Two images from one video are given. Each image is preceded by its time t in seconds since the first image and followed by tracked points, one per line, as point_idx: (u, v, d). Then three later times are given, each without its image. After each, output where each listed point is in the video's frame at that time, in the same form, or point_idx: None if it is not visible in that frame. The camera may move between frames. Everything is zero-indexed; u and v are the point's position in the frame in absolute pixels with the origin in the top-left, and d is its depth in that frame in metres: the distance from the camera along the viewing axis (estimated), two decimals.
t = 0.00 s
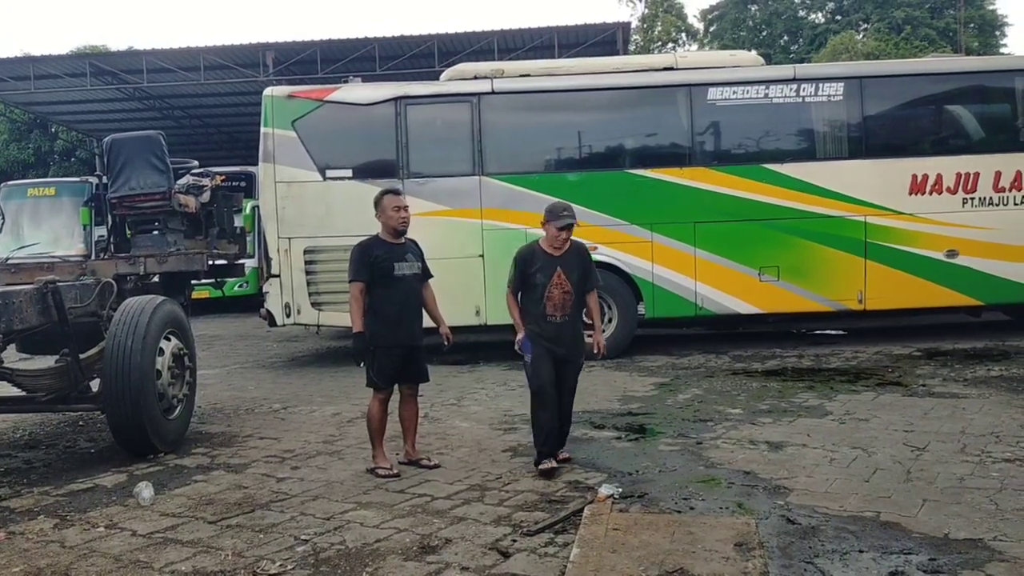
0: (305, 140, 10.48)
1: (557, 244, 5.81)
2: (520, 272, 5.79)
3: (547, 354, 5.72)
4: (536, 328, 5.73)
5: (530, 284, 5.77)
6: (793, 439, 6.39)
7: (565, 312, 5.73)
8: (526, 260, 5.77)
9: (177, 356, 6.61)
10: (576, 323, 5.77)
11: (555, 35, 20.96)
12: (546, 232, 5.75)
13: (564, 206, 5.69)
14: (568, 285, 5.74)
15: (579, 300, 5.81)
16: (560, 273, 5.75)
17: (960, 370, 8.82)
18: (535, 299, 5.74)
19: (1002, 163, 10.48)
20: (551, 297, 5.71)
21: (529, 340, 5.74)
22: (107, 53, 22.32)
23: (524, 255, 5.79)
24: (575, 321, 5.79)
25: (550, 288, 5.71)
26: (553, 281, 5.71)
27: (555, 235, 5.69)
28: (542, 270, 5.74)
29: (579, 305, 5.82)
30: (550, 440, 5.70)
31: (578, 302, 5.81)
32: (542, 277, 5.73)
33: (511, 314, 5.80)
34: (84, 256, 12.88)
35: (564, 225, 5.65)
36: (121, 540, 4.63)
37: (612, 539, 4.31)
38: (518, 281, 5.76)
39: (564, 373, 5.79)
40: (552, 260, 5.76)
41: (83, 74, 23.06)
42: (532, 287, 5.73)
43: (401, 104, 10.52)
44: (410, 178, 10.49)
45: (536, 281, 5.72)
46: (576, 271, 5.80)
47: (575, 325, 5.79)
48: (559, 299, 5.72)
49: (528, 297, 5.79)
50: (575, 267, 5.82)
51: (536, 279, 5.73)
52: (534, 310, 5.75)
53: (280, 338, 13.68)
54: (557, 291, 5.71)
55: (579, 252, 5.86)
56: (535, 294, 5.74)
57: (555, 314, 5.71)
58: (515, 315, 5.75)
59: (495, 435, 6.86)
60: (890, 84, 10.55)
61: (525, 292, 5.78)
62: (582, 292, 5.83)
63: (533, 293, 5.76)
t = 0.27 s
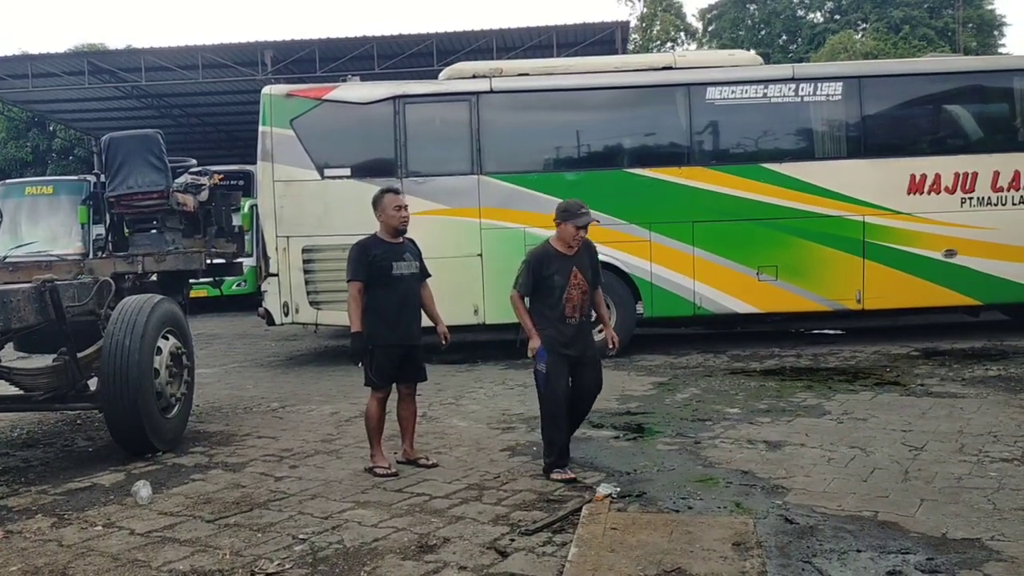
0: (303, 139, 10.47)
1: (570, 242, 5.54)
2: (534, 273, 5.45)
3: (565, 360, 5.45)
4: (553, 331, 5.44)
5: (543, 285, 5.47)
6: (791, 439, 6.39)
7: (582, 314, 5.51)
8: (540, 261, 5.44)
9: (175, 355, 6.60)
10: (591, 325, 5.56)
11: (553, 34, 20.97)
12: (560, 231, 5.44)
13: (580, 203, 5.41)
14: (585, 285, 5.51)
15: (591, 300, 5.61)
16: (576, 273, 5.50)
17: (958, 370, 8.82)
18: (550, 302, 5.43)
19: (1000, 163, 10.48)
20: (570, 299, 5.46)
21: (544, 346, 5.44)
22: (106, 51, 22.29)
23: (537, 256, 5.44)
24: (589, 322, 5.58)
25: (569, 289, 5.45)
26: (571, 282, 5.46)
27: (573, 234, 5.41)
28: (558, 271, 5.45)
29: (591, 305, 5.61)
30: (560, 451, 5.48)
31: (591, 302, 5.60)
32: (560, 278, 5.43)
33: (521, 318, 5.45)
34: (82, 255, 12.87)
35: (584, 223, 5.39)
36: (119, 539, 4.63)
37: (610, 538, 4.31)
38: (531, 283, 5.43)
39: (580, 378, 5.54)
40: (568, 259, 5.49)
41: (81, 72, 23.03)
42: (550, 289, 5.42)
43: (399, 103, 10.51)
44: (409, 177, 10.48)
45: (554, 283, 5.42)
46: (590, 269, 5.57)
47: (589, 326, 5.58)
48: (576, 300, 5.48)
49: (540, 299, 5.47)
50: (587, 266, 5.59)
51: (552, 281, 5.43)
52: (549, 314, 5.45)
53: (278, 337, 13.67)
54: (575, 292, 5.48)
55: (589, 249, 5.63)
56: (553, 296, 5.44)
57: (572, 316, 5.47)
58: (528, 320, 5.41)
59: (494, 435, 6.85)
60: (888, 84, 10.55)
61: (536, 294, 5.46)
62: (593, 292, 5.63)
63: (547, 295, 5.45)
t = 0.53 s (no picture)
0: (302, 139, 10.46)
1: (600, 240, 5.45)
2: (569, 270, 5.34)
3: (588, 365, 5.43)
4: (579, 332, 5.39)
5: (573, 283, 5.38)
6: (789, 439, 6.39)
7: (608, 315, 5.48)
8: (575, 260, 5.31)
9: (173, 355, 6.59)
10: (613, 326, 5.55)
11: (553, 35, 20.97)
12: (595, 228, 5.32)
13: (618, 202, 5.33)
14: (612, 286, 5.48)
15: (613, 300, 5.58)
16: (606, 273, 5.44)
17: (956, 370, 8.83)
18: (581, 303, 5.36)
19: (998, 163, 10.49)
20: (599, 299, 5.41)
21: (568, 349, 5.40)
22: (104, 51, 22.26)
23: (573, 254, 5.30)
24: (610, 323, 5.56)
25: (600, 289, 5.40)
26: (602, 282, 5.40)
27: (611, 234, 5.32)
28: (592, 270, 5.37)
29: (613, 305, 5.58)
30: (561, 452, 5.48)
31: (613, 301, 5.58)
32: (594, 278, 5.36)
33: (550, 318, 5.34)
34: (80, 255, 12.85)
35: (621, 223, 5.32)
36: (117, 539, 4.62)
37: (609, 539, 4.31)
38: (563, 283, 5.31)
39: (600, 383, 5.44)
40: (600, 259, 5.41)
41: (79, 72, 23.00)
42: (583, 288, 5.35)
43: (398, 103, 10.51)
44: (408, 177, 10.48)
45: (588, 282, 5.34)
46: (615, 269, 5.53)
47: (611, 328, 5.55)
48: (605, 301, 5.44)
49: (568, 298, 5.38)
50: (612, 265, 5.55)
51: (587, 279, 5.35)
52: (577, 315, 5.38)
53: (277, 337, 13.67)
54: (605, 292, 5.43)
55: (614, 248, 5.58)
56: (583, 295, 5.37)
57: (600, 317, 5.43)
58: (556, 321, 5.32)
59: (492, 435, 6.85)
60: (887, 84, 10.56)
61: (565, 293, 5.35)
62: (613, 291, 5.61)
63: (579, 294, 5.37)
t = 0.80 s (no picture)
0: (301, 139, 10.46)
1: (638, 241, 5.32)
2: (614, 270, 5.18)
3: (630, 373, 5.27)
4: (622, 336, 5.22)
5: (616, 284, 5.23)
6: (788, 440, 6.39)
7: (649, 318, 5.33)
8: (620, 259, 5.18)
9: (171, 355, 6.59)
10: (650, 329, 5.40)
11: (552, 36, 20.99)
12: (637, 227, 5.22)
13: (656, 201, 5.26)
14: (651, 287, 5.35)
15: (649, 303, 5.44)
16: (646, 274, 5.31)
17: (954, 371, 8.84)
18: (625, 305, 5.21)
19: (996, 164, 10.49)
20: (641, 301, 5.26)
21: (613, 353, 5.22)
22: (102, 51, 22.25)
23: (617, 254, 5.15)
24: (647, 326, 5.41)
25: (642, 290, 5.26)
26: (644, 283, 5.27)
27: (654, 233, 5.22)
28: (634, 270, 5.23)
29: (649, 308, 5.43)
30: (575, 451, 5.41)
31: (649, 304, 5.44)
32: (637, 278, 5.22)
33: (594, 320, 5.17)
34: (79, 255, 12.84)
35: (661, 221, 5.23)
36: (115, 540, 4.62)
37: (607, 539, 4.31)
38: (608, 283, 5.16)
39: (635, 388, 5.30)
40: (641, 259, 5.28)
41: (78, 72, 22.98)
42: (626, 288, 5.19)
43: (397, 103, 10.51)
44: (406, 177, 10.48)
45: (630, 283, 5.20)
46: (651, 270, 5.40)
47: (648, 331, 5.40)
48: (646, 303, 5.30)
49: (611, 299, 5.23)
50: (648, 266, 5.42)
51: (631, 281, 5.20)
52: (620, 318, 5.23)
53: (275, 338, 13.66)
54: (646, 294, 5.29)
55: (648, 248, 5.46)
56: (625, 296, 5.21)
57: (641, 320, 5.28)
58: (601, 324, 5.15)
59: (491, 436, 6.84)
60: (885, 86, 10.57)
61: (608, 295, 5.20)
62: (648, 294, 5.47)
63: (623, 295, 5.21)
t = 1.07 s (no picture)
0: (299, 140, 10.46)
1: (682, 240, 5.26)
2: (672, 267, 5.07)
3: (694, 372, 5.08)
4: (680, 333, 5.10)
5: (671, 282, 5.11)
6: (785, 442, 6.40)
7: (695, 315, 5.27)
8: (676, 256, 5.07)
9: (169, 357, 6.59)
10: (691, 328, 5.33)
11: (550, 37, 20.99)
12: (688, 224, 5.15)
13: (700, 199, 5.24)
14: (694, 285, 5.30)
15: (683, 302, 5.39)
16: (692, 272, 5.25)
17: (952, 373, 8.84)
18: (680, 303, 5.11)
19: (994, 166, 10.50)
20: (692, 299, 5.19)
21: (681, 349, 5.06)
22: (101, 52, 22.24)
23: (676, 251, 5.05)
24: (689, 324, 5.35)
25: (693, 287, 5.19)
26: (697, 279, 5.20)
27: (707, 230, 5.15)
28: (688, 267, 5.15)
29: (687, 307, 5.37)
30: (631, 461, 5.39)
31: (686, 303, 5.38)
32: (690, 275, 5.14)
33: (655, 319, 5.00)
34: (76, 256, 12.83)
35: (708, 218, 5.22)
36: (113, 541, 4.62)
37: (605, 541, 4.31)
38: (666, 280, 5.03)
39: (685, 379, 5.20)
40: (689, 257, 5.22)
41: (76, 73, 22.97)
42: (682, 286, 5.10)
43: (396, 105, 10.51)
44: (405, 179, 10.48)
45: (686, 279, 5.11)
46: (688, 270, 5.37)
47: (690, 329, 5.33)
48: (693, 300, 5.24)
49: (667, 297, 5.09)
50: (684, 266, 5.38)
51: (685, 278, 5.12)
52: (677, 316, 5.11)
53: (273, 339, 13.65)
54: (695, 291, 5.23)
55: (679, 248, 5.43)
56: (680, 294, 5.12)
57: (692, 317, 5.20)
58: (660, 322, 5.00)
59: (489, 437, 6.85)
60: (883, 88, 10.58)
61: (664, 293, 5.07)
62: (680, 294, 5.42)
63: (679, 293, 5.11)
